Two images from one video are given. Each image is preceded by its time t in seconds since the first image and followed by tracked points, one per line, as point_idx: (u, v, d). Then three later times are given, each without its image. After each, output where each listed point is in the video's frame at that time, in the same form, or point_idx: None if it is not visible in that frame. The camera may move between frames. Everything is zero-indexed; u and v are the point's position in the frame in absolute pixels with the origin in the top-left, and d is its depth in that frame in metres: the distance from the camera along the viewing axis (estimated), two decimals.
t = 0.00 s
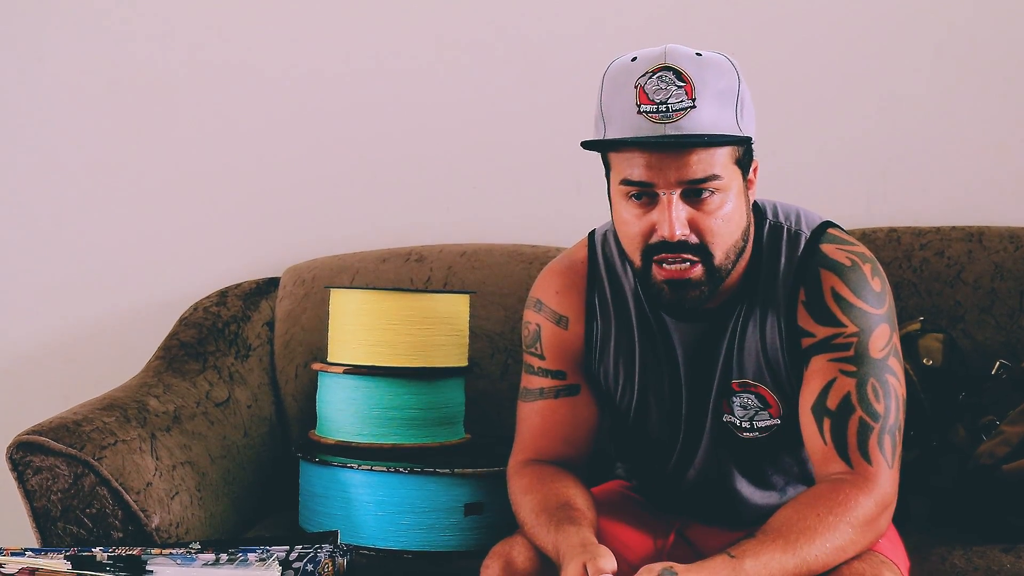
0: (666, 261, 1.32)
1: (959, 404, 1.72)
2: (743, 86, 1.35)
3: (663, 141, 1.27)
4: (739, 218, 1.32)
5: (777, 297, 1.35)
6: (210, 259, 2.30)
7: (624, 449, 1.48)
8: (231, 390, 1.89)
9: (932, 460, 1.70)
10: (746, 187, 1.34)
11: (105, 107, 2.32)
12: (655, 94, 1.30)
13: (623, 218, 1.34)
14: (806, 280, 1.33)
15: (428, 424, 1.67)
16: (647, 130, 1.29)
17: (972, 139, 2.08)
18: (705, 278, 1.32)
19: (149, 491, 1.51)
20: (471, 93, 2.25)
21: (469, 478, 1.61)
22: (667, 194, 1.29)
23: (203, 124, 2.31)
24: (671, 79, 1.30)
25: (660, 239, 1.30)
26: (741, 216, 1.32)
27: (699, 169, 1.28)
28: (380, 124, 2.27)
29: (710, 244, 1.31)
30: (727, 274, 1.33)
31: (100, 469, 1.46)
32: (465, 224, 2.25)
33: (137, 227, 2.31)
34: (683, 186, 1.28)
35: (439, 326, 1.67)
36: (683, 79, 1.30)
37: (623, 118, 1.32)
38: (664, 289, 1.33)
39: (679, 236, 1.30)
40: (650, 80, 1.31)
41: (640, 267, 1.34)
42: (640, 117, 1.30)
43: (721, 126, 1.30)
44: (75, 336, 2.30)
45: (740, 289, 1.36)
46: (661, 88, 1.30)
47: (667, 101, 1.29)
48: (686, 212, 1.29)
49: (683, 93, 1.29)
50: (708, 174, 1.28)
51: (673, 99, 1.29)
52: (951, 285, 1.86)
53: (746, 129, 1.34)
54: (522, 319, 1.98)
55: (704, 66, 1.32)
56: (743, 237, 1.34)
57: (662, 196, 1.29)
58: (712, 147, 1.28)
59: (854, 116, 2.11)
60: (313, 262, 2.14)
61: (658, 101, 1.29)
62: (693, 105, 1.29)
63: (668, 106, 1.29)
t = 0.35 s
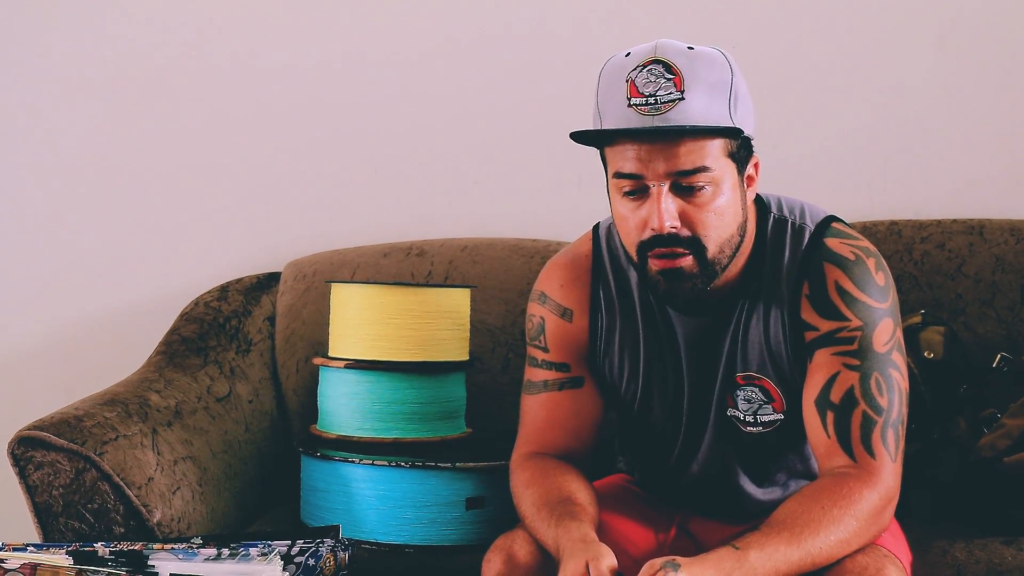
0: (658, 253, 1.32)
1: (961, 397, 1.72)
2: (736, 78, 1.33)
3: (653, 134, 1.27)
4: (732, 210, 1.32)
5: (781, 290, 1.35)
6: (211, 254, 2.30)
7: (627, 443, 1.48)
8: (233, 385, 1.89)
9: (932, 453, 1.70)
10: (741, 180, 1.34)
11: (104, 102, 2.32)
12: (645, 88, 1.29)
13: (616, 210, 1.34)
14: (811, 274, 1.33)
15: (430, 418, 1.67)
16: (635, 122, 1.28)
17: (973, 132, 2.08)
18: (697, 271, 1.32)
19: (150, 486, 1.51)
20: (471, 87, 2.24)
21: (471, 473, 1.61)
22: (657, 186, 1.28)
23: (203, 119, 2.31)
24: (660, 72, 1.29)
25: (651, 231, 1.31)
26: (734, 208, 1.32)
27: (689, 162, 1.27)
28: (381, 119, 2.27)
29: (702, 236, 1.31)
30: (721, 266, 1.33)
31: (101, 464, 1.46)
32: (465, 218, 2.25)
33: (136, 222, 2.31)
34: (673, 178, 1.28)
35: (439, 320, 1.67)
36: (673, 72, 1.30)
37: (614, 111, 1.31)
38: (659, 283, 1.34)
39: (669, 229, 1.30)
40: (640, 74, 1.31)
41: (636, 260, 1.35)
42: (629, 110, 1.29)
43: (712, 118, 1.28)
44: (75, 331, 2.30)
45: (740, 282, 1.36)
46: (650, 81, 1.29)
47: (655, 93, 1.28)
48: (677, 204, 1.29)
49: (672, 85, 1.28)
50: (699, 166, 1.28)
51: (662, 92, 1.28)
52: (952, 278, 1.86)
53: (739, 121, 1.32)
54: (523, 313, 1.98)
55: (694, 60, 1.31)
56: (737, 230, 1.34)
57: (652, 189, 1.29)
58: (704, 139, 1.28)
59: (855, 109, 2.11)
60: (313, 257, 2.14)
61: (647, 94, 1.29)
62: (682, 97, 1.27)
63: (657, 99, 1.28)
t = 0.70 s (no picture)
0: (678, 235, 1.32)
1: (964, 394, 1.72)
2: (755, 68, 1.34)
3: (678, 115, 1.28)
4: (752, 196, 1.32)
5: (783, 286, 1.35)
6: (212, 252, 2.30)
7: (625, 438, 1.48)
8: (233, 383, 1.89)
9: (936, 451, 1.70)
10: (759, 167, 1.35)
11: (105, 101, 2.31)
12: (671, 71, 1.29)
13: (633, 194, 1.34)
14: (812, 270, 1.33)
15: (431, 416, 1.67)
16: (660, 104, 1.28)
17: (974, 130, 2.08)
18: (714, 253, 1.31)
19: (152, 486, 1.50)
20: (472, 86, 2.24)
21: (473, 471, 1.61)
22: (680, 167, 1.29)
23: (204, 118, 2.31)
24: (686, 57, 1.29)
25: (672, 213, 1.31)
26: (754, 194, 1.33)
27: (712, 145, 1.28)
28: (382, 117, 2.27)
29: (722, 220, 1.31)
30: (739, 252, 1.33)
31: (103, 463, 1.46)
32: (467, 216, 2.25)
33: (138, 221, 2.31)
34: (696, 161, 1.29)
35: (441, 319, 1.67)
36: (698, 57, 1.29)
37: (636, 93, 1.31)
38: (673, 266, 1.33)
39: (690, 211, 1.30)
40: (665, 58, 1.30)
41: (650, 244, 1.34)
42: (654, 92, 1.29)
43: (736, 102, 1.29)
44: (76, 329, 2.30)
45: (741, 276, 1.36)
46: (676, 65, 1.29)
47: (682, 76, 1.27)
48: (699, 186, 1.29)
49: (698, 69, 1.28)
50: (722, 150, 1.29)
51: (688, 75, 1.28)
52: (954, 275, 1.86)
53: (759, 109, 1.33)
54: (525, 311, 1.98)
55: (718, 47, 1.31)
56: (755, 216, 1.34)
57: (675, 171, 1.30)
58: (727, 123, 1.29)
59: (856, 107, 2.11)
60: (315, 256, 2.14)
61: (672, 77, 1.28)
62: (708, 81, 1.27)
63: (683, 82, 1.27)
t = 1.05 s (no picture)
0: (695, 218, 1.32)
1: (964, 394, 1.72)
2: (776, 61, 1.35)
3: (704, 97, 1.28)
4: (769, 185, 1.34)
5: (786, 285, 1.35)
6: (212, 252, 2.30)
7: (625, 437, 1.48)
8: (233, 382, 1.89)
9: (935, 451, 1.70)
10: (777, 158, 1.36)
11: (106, 100, 2.32)
12: (698, 55, 1.28)
13: (650, 176, 1.35)
14: (817, 270, 1.33)
15: (431, 416, 1.66)
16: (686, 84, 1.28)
17: (975, 130, 2.08)
18: (730, 240, 1.32)
19: (152, 484, 1.50)
20: (473, 85, 2.24)
21: (473, 471, 1.61)
22: (702, 150, 1.30)
23: (205, 118, 2.31)
24: (714, 42, 1.29)
25: (691, 195, 1.32)
26: (771, 183, 1.34)
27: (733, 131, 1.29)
28: (382, 117, 2.27)
29: (739, 206, 1.31)
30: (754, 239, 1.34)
31: (103, 462, 1.46)
32: (467, 216, 2.25)
33: (138, 220, 2.31)
34: (719, 144, 1.30)
35: (441, 318, 1.66)
36: (725, 44, 1.29)
37: (662, 74, 1.31)
38: (689, 256, 1.33)
39: (709, 194, 1.31)
40: (692, 41, 1.30)
41: (665, 230, 1.35)
42: (681, 74, 1.28)
43: (761, 90, 1.29)
44: (76, 328, 2.30)
45: (748, 274, 1.36)
46: (703, 50, 1.28)
47: (709, 61, 1.27)
48: (719, 170, 1.30)
49: (725, 55, 1.28)
50: (745, 136, 1.30)
51: (716, 60, 1.28)
52: (954, 275, 1.86)
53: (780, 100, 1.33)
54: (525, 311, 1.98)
55: (743, 36, 1.31)
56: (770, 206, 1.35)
57: (697, 153, 1.30)
58: (751, 110, 1.30)
59: (857, 108, 2.11)
60: (316, 255, 2.14)
61: (700, 61, 1.28)
62: (735, 68, 1.27)
63: (711, 66, 1.28)
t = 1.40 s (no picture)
0: (704, 225, 1.32)
1: (963, 395, 1.72)
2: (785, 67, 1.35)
3: (715, 102, 1.28)
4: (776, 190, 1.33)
5: (792, 286, 1.35)
6: (212, 252, 2.30)
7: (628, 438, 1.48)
8: (233, 382, 1.89)
9: (936, 450, 1.71)
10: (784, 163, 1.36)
11: (106, 100, 2.31)
12: (708, 60, 1.28)
13: (659, 181, 1.34)
14: (822, 270, 1.33)
15: (431, 417, 1.66)
16: (695, 90, 1.28)
17: (974, 131, 2.08)
18: (738, 246, 1.31)
19: (151, 484, 1.50)
20: (473, 86, 2.24)
21: (474, 471, 1.61)
22: (713, 156, 1.29)
23: (205, 118, 2.31)
24: (724, 47, 1.29)
25: (701, 201, 1.31)
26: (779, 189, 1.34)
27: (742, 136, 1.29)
28: (382, 117, 2.27)
29: (748, 212, 1.31)
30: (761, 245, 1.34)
31: (102, 462, 1.46)
32: (467, 216, 2.25)
33: (138, 220, 2.31)
34: (729, 150, 1.29)
35: (441, 318, 1.66)
36: (736, 49, 1.29)
37: (672, 79, 1.30)
38: (695, 261, 1.33)
39: (719, 200, 1.30)
40: (703, 46, 1.30)
41: (673, 235, 1.34)
42: (691, 79, 1.28)
43: (771, 95, 1.29)
44: (76, 328, 2.30)
45: (756, 275, 1.36)
46: (714, 55, 1.28)
47: (720, 66, 1.27)
48: (729, 176, 1.30)
49: (735, 60, 1.28)
50: (754, 142, 1.29)
51: (727, 65, 1.27)
52: (954, 276, 1.86)
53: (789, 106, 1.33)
54: (524, 311, 1.98)
55: (754, 41, 1.31)
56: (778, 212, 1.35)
57: (707, 158, 1.30)
58: (761, 115, 1.29)
59: (857, 108, 2.11)
60: (315, 255, 2.14)
61: (710, 66, 1.27)
62: (745, 73, 1.27)
63: (721, 71, 1.27)
